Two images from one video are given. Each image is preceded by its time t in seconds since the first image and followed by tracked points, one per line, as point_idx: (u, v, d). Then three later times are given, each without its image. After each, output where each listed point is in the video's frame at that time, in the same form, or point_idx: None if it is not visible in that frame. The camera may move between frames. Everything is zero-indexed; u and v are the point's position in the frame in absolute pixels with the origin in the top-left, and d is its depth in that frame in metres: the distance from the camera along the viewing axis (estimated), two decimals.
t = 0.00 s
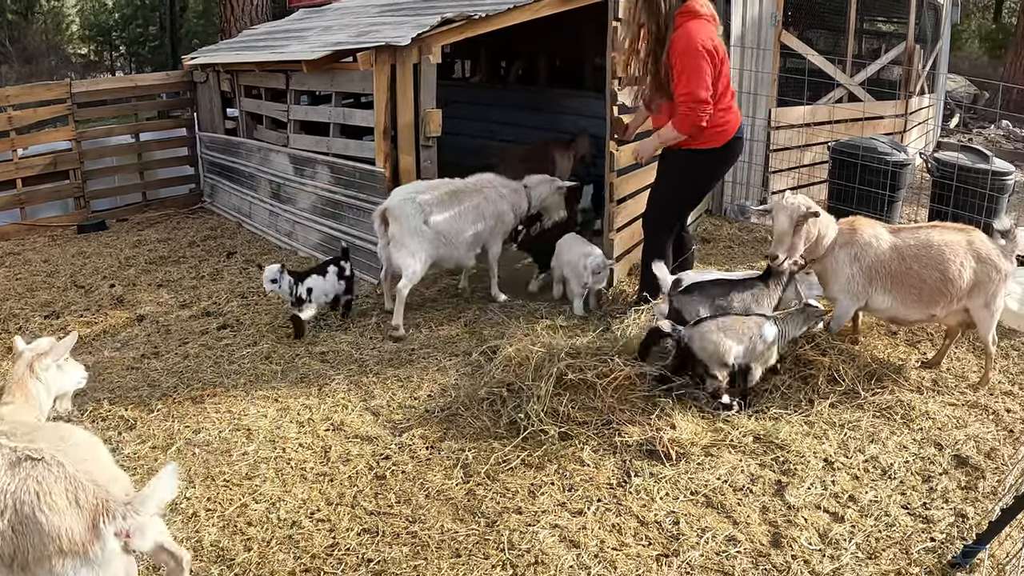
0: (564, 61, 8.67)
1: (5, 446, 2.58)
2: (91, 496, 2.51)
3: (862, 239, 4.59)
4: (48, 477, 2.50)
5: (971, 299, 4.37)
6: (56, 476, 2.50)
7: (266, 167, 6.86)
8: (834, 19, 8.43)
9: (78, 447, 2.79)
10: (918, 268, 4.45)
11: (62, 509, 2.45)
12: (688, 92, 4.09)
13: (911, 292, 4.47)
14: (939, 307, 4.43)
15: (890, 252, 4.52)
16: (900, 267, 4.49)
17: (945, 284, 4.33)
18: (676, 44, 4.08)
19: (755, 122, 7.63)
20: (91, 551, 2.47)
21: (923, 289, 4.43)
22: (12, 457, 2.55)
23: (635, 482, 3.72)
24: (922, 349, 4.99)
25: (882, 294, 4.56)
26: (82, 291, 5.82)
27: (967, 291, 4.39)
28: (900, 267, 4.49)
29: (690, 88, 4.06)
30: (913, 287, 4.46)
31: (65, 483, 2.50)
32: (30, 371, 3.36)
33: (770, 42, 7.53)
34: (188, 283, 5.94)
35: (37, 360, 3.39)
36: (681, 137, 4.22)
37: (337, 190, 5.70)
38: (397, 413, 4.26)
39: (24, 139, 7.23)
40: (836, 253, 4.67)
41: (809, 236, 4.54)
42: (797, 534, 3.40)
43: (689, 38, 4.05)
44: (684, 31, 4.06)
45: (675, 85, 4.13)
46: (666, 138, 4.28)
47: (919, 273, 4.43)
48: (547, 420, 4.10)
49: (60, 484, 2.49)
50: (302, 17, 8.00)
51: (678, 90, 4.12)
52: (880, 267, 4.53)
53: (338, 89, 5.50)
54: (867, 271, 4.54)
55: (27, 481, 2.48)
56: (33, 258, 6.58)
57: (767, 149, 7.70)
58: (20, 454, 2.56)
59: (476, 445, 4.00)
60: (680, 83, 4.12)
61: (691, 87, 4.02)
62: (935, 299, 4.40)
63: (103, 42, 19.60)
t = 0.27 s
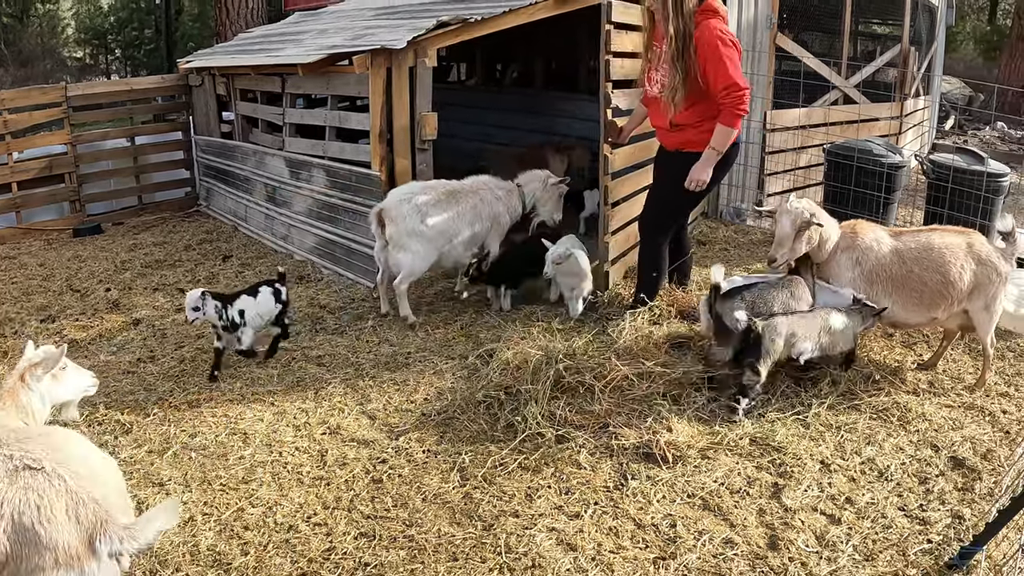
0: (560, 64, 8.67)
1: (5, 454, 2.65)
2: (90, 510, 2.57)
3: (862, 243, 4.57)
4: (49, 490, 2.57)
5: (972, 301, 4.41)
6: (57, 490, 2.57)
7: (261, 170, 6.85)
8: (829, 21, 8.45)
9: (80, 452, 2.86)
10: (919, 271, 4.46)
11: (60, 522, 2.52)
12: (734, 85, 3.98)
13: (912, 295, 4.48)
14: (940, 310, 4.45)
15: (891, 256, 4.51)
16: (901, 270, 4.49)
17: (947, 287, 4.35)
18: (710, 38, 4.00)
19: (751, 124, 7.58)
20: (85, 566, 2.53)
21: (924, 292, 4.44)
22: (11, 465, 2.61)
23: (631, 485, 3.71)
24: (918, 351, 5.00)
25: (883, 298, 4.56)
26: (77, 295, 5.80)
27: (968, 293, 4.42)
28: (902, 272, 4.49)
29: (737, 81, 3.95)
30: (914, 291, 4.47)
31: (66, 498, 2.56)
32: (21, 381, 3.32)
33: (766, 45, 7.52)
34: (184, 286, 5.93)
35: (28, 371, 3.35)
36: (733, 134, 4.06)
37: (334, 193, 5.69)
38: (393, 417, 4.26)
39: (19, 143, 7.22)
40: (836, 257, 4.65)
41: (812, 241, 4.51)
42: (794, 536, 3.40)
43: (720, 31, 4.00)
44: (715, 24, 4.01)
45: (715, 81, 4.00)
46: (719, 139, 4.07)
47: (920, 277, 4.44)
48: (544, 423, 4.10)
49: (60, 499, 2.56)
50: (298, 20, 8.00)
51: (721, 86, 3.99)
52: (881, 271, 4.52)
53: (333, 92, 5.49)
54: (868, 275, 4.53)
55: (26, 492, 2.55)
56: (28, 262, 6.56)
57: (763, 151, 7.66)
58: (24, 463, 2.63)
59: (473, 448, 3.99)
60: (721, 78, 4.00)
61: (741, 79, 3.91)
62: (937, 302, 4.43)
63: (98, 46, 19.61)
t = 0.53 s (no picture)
0: (557, 67, 8.68)
1: (3, 459, 2.67)
2: (85, 522, 2.59)
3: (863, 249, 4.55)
4: (44, 500, 2.58)
5: (973, 306, 4.40)
6: (54, 500, 2.59)
7: (259, 174, 6.86)
8: (825, 24, 8.47)
9: (79, 458, 2.87)
10: (920, 276, 4.45)
11: (55, 532, 2.54)
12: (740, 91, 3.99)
13: (913, 300, 4.48)
14: (941, 314, 4.46)
15: (892, 261, 4.50)
16: (902, 275, 4.48)
17: (948, 292, 4.35)
18: (718, 43, 4.01)
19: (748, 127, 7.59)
20: None
21: (925, 296, 4.44)
22: (9, 471, 2.64)
23: (630, 489, 3.72)
24: (915, 353, 5.01)
25: (884, 302, 4.57)
26: (75, 299, 5.80)
27: (969, 298, 4.42)
28: (903, 276, 4.47)
29: (743, 86, 3.96)
30: (915, 295, 4.47)
31: (62, 508, 2.58)
32: (24, 381, 3.37)
33: (763, 47, 7.52)
34: (182, 290, 5.93)
35: (32, 372, 3.39)
36: (738, 139, 4.06)
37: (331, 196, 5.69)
38: (391, 421, 4.26)
39: (17, 147, 7.21)
40: (837, 262, 4.65)
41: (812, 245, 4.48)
42: (792, 539, 3.41)
43: (729, 36, 4.02)
44: (723, 29, 4.02)
45: (722, 86, 4.00)
46: (725, 144, 4.08)
47: (922, 282, 4.43)
48: (541, 427, 4.10)
49: (55, 509, 2.58)
50: (296, 24, 8.01)
51: (727, 91, 4.00)
52: (882, 276, 4.52)
53: (331, 95, 5.49)
54: (868, 280, 4.52)
55: (21, 500, 2.57)
56: (26, 266, 6.56)
57: (760, 154, 7.67)
58: (22, 470, 2.64)
59: (471, 451, 4.00)
60: (727, 83, 4.01)
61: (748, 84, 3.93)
62: (937, 307, 4.43)
63: (95, 49, 19.59)
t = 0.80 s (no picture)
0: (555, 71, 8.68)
1: (4, 469, 2.69)
2: (85, 533, 2.58)
3: (864, 256, 4.60)
4: (45, 511, 2.60)
5: (975, 310, 4.43)
6: (55, 511, 2.60)
7: (256, 180, 6.86)
8: (822, 28, 8.48)
9: (83, 472, 2.88)
10: (921, 281, 4.49)
11: (55, 543, 2.55)
12: (735, 99, 3.99)
13: (915, 305, 4.52)
14: (943, 319, 4.49)
15: (892, 268, 4.56)
16: (903, 281, 4.53)
17: (949, 298, 4.39)
18: (714, 51, 4.00)
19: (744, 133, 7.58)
20: None
21: (926, 302, 4.48)
22: (11, 482, 2.66)
23: (625, 498, 3.72)
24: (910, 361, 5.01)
25: (886, 308, 4.60)
26: (72, 306, 5.81)
27: (971, 302, 4.45)
28: (903, 282, 4.53)
29: (738, 95, 3.95)
30: (917, 300, 4.51)
31: (63, 520, 2.59)
32: (23, 388, 3.40)
33: (759, 53, 7.46)
34: (179, 297, 5.93)
35: (31, 378, 3.42)
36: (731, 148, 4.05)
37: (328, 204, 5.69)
38: (387, 430, 4.26)
39: (13, 153, 7.21)
40: (839, 270, 4.68)
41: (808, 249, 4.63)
42: (787, 549, 3.41)
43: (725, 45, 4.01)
44: (719, 38, 4.02)
45: (716, 94, 4.00)
46: (717, 153, 4.06)
47: (923, 287, 4.48)
48: (537, 436, 4.11)
49: (55, 520, 2.59)
50: (293, 29, 8.01)
51: (722, 99, 3.99)
52: (883, 282, 4.56)
53: (327, 103, 5.49)
54: (868, 287, 4.59)
55: (23, 511, 2.59)
56: (23, 272, 6.57)
57: (756, 159, 7.70)
58: (25, 483, 2.66)
59: (467, 461, 4.00)
60: (722, 91, 4.00)
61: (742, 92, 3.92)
62: (939, 312, 4.47)
63: (92, 53, 19.63)
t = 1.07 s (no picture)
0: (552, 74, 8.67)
1: (3, 476, 2.69)
2: (75, 542, 2.58)
3: (865, 258, 4.70)
4: (38, 518, 2.59)
5: (979, 309, 4.38)
6: (49, 517, 2.60)
7: (252, 185, 6.85)
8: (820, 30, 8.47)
9: (81, 478, 2.87)
10: (923, 280, 4.51)
11: (45, 550, 2.55)
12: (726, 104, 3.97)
13: (918, 304, 4.55)
14: (948, 317, 4.49)
15: (894, 268, 4.61)
16: (905, 280, 4.57)
17: (952, 294, 4.38)
18: (704, 55, 3.99)
19: (741, 138, 7.49)
20: None
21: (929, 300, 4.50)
22: (9, 488, 2.66)
23: (621, 507, 3.71)
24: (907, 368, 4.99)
25: (890, 308, 4.65)
26: (69, 313, 5.80)
27: (975, 301, 4.41)
28: (904, 281, 4.57)
29: (728, 99, 3.93)
30: (920, 299, 4.53)
31: (54, 526, 2.58)
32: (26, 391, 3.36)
33: (756, 57, 7.41)
34: (176, 304, 5.92)
35: (33, 382, 3.39)
36: (723, 153, 4.02)
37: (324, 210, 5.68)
38: (384, 438, 4.26)
39: (10, 158, 7.20)
40: (841, 272, 4.79)
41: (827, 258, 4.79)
42: (784, 557, 3.40)
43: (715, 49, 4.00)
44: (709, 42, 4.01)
45: (707, 99, 3.98)
46: (708, 157, 4.04)
47: (925, 285, 4.50)
48: (533, 444, 4.10)
49: (47, 527, 2.58)
50: (291, 32, 8.01)
51: (712, 103, 3.96)
52: (884, 282, 4.63)
53: (324, 108, 5.47)
54: (869, 288, 4.66)
55: (15, 517, 2.59)
56: (20, 278, 6.56)
57: (754, 164, 7.60)
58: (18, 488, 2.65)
59: (464, 469, 3.99)
60: (712, 95, 3.99)
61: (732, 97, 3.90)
62: (942, 310, 4.46)
63: (91, 56, 19.63)
